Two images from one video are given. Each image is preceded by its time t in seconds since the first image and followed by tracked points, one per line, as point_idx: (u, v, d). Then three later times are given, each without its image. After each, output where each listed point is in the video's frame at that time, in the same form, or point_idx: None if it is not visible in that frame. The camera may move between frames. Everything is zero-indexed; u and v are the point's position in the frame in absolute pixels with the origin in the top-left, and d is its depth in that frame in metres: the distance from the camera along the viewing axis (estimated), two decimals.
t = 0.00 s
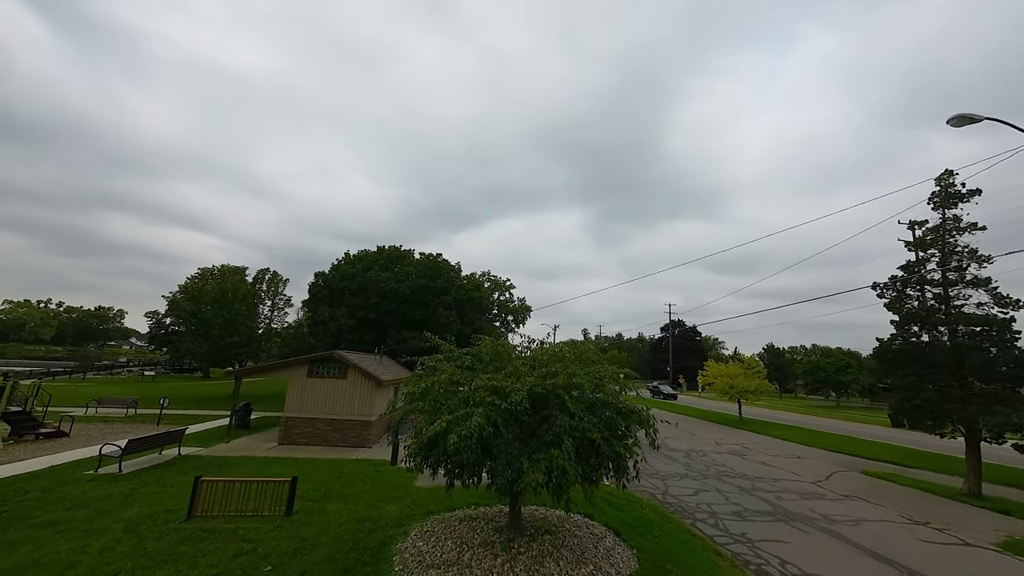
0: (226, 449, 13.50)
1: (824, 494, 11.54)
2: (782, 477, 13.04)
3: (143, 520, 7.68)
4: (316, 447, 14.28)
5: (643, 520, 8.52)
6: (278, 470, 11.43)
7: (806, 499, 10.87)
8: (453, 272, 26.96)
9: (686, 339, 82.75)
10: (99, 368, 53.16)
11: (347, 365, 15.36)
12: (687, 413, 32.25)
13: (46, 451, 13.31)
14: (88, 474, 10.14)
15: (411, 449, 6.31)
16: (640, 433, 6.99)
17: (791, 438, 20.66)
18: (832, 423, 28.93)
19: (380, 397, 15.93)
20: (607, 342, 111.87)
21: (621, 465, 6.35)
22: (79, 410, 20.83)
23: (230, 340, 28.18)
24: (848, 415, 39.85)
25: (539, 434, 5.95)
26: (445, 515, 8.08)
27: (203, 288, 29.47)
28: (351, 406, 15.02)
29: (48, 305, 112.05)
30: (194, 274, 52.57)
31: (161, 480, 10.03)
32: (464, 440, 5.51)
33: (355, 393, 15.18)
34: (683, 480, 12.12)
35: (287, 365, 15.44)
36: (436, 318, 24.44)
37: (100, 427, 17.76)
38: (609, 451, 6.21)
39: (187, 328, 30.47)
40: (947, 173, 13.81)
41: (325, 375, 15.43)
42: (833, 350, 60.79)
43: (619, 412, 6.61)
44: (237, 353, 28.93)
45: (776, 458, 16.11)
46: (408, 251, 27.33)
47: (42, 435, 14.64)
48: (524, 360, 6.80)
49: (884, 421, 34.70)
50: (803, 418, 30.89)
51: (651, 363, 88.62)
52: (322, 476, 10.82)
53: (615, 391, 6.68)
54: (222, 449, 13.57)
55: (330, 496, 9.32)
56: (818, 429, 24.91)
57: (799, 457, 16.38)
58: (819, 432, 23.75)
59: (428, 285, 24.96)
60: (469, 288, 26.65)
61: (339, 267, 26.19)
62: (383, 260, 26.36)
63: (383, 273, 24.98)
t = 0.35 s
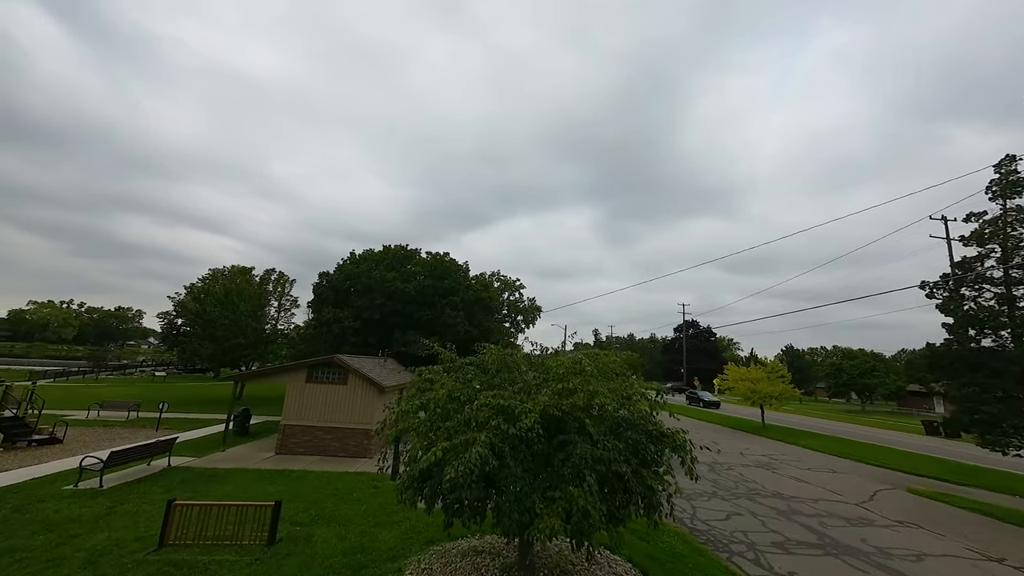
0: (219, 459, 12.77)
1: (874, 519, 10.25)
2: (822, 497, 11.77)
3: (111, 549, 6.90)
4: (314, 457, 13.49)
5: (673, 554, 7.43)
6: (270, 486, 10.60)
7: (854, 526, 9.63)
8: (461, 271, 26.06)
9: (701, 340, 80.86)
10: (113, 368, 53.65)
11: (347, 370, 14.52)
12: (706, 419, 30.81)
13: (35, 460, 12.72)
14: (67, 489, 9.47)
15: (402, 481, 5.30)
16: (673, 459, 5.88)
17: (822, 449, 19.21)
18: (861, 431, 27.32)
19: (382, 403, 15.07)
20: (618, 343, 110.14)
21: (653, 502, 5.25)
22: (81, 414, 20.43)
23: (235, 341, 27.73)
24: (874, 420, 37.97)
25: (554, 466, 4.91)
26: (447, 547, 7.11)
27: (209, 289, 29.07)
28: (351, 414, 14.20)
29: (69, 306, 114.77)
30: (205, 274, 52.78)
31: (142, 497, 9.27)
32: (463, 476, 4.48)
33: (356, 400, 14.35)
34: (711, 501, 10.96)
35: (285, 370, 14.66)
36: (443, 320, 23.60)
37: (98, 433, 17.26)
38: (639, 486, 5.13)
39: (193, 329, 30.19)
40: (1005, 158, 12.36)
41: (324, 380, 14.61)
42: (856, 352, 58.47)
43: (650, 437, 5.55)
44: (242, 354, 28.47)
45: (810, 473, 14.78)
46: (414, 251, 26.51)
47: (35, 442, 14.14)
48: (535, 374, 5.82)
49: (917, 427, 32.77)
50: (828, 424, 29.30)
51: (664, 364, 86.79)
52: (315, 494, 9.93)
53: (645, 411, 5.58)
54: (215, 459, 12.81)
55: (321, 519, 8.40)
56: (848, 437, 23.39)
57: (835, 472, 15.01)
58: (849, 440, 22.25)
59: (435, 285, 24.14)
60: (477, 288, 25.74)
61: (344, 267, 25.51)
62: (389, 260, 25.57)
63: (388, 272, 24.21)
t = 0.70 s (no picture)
0: (212, 470, 12.06)
1: (939, 552, 8.91)
2: (871, 522, 10.45)
3: None
4: (313, 469, 12.67)
5: None
6: (260, 502, 9.77)
7: (915, 561, 8.37)
8: (470, 270, 25.15)
9: (717, 340, 78.57)
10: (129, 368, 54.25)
11: (348, 375, 13.71)
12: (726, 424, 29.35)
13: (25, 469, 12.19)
14: (45, 504, 8.87)
15: (387, 525, 4.32)
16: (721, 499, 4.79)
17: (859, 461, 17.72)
18: (897, 439, 25.56)
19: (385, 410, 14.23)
20: (631, 343, 108.13)
21: (701, 557, 4.17)
22: (85, 417, 20.09)
23: (242, 343, 27.32)
24: (907, 426, 35.86)
25: (576, 516, 3.88)
26: None
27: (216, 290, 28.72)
28: (352, 422, 13.37)
29: (92, 305, 117.74)
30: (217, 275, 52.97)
31: (123, 516, 8.58)
32: (461, 533, 3.45)
33: (357, 407, 13.52)
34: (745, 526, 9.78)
35: (283, 375, 13.90)
36: (451, 321, 22.74)
37: (98, 437, 16.81)
38: (685, 538, 4.05)
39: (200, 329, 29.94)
40: None
41: (324, 386, 13.81)
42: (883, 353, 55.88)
43: (694, 473, 4.47)
44: (248, 356, 28.08)
45: (851, 491, 13.38)
46: (422, 250, 25.69)
47: (30, 449, 13.71)
48: (550, 393, 4.78)
49: (955, 435, 30.74)
50: (860, 431, 27.58)
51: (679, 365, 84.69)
52: (307, 514, 9.04)
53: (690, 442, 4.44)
54: (208, 469, 12.06)
55: (308, 548, 7.47)
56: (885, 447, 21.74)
57: (879, 489, 13.59)
58: (887, 451, 20.61)
59: (442, 285, 23.34)
60: (487, 288, 24.80)
61: (350, 267, 24.82)
62: (396, 259, 24.77)
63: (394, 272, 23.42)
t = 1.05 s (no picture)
0: (208, 479, 11.44)
1: None
2: (937, 554, 9.12)
3: None
4: (312, 480, 11.89)
5: None
6: (249, 520, 8.98)
7: None
8: (480, 268, 24.19)
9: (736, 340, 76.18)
10: (148, 366, 55.19)
11: (349, 379, 12.91)
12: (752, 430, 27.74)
13: (19, 476, 11.74)
14: (23, 519, 8.30)
15: None
16: (797, 560, 3.70)
17: (904, 475, 16.17)
18: (935, 446, 23.90)
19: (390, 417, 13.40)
20: (647, 343, 106.00)
21: None
22: (92, 418, 19.85)
23: (250, 343, 27.02)
24: (946, 432, 33.65)
25: None
26: None
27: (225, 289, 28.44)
28: (355, 430, 12.56)
29: (117, 305, 121.08)
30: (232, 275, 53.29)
31: (100, 536, 7.95)
32: None
33: (359, 413, 12.70)
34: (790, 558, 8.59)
35: (282, 379, 13.09)
36: (461, 321, 21.86)
37: (101, 440, 16.49)
38: None
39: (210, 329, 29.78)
40: None
41: (324, 391, 13.01)
42: (916, 353, 52.94)
43: (763, 527, 3.36)
44: (257, 356, 27.78)
45: (903, 511, 11.99)
46: (431, 247, 24.87)
47: (29, 453, 13.39)
48: (573, 421, 3.76)
49: (1002, 443, 28.52)
50: (898, 439, 25.74)
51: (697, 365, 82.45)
52: (298, 536, 8.21)
53: (763, 488, 3.35)
54: (203, 479, 11.34)
55: None
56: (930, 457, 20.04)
57: (935, 509, 12.15)
58: (934, 463, 18.90)
59: (452, 284, 22.49)
60: (498, 287, 23.85)
61: (358, 265, 24.14)
62: (404, 257, 24.00)
63: (402, 270, 22.60)
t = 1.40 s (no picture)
0: (204, 490, 10.78)
1: None
2: None
3: None
4: (313, 492, 11.15)
5: None
6: (238, 542, 8.19)
7: None
8: (493, 266, 23.23)
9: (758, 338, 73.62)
10: (169, 364, 56.13)
11: (353, 384, 12.10)
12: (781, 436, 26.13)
13: (15, 483, 11.34)
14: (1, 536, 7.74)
15: None
16: None
17: (962, 491, 14.58)
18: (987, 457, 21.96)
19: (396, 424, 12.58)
20: (664, 341, 103.83)
21: None
22: (102, 419, 19.69)
23: (261, 343, 26.70)
24: (993, 439, 31.32)
25: None
26: None
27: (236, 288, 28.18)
28: (358, 438, 11.76)
29: (141, 304, 124.48)
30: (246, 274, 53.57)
31: (76, 560, 7.27)
32: None
33: (363, 421, 11.89)
34: None
35: (283, 384, 12.34)
36: (473, 321, 20.96)
37: (107, 443, 16.15)
38: None
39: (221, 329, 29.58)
40: None
41: (327, 396, 12.23)
42: (954, 353, 49.97)
43: None
44: (268, 356, 27.44)
45: (969, 537, 10.59)
46: (442, 244, 24.04)
47: (29, 458, 13.02)
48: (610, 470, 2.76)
49: None
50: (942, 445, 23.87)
51: (716, 364, 80.09)
52: (289, 564, 7.39)
53: None
54: (198, 491, 10.68)
55: None
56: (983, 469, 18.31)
57: (1007, 536, 10.70)
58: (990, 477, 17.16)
59: (463, 282, 21.60)
60: (511, 285, 22.87)
61: (367, 263, 23.46)
62: (414, 254, 23.21)
63: (411, 268, 21.80)
